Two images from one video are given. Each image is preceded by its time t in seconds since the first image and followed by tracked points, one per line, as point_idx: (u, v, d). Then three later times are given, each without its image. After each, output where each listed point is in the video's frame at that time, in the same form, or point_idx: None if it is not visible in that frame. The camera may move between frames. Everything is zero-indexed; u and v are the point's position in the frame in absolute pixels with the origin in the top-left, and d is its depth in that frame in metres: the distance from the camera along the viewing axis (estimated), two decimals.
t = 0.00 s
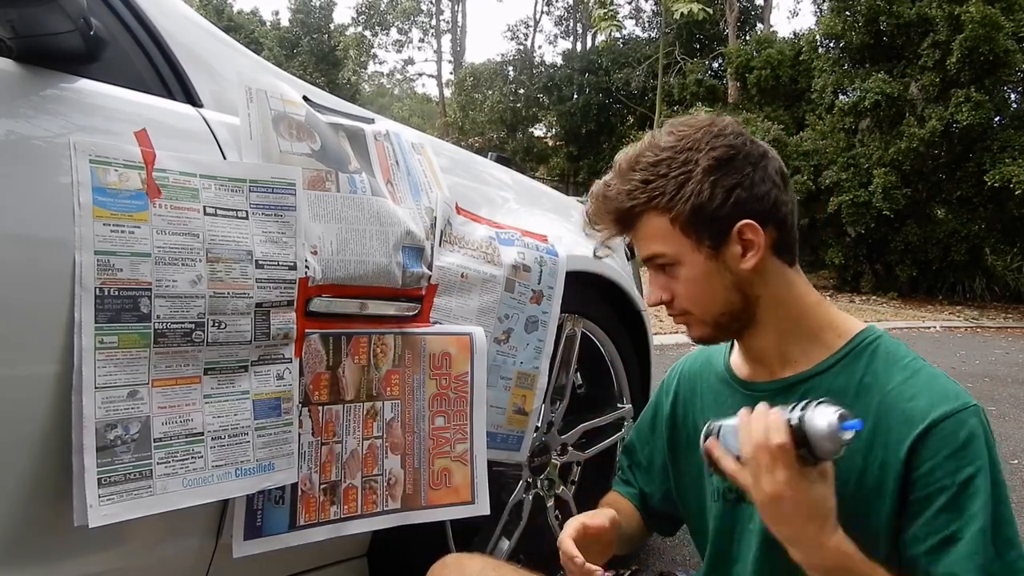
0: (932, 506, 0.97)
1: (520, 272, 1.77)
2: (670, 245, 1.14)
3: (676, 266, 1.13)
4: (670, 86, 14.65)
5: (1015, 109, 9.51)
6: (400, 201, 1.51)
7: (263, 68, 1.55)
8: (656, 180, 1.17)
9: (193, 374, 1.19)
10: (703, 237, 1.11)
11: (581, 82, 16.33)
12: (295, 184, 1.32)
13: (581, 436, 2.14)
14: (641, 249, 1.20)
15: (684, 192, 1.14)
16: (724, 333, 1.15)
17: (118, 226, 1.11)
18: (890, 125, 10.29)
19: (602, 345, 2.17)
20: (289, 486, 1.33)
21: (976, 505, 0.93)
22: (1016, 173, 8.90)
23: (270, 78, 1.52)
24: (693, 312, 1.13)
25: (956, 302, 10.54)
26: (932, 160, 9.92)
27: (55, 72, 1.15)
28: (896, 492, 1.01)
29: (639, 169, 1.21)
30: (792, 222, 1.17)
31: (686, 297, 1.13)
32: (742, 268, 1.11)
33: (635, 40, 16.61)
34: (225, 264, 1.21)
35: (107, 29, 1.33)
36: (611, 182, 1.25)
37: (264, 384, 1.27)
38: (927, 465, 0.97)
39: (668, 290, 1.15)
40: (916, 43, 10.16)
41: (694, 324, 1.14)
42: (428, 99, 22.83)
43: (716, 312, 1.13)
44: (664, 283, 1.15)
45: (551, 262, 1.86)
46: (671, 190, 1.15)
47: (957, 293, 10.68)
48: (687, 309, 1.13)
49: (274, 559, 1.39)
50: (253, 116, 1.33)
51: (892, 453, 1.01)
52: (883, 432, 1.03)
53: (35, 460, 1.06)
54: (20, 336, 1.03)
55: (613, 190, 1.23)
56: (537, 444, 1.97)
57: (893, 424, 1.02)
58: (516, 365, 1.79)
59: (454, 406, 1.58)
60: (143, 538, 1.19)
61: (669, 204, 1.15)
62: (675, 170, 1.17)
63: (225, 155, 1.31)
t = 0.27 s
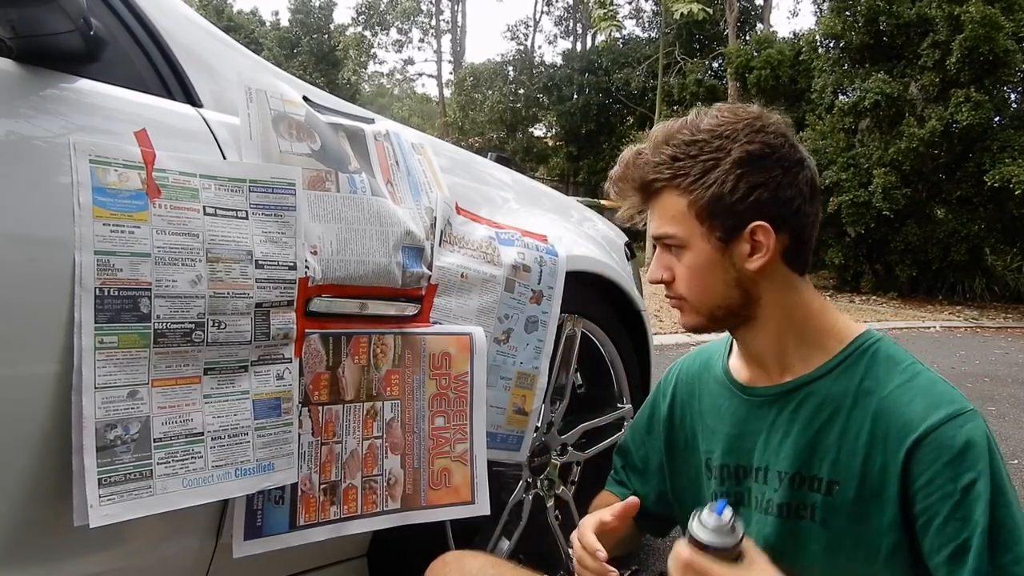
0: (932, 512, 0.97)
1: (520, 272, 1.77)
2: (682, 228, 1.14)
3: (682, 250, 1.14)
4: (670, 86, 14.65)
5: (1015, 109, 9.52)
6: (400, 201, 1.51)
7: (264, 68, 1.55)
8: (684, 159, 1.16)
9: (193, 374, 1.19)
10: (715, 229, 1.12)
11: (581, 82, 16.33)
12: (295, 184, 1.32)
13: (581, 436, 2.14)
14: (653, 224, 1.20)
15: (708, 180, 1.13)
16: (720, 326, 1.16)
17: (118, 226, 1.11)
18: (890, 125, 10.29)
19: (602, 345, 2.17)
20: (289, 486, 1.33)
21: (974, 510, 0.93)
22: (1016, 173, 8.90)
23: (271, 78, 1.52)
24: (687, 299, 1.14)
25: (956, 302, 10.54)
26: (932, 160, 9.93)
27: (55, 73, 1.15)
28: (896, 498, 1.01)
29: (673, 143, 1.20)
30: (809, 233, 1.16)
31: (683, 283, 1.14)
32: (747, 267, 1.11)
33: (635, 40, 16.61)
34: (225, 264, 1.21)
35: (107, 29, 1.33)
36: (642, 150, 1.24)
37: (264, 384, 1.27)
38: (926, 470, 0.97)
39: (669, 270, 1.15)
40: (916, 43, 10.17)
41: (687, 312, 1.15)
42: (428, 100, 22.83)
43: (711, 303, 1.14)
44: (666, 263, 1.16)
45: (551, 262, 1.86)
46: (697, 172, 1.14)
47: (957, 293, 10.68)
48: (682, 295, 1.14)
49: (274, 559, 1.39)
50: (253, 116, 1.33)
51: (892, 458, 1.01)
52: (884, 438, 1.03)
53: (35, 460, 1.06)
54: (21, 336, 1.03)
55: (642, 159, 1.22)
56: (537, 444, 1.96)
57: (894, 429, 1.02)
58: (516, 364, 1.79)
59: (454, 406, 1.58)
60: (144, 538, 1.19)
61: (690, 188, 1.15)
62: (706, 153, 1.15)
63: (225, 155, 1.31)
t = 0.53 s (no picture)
0: (935, 509, 0.97)
1: (520, 273, 1.77)
2: (703, 231, 1.10)
3: (706, 253, 1.09)
4: (670, 86, 14.65)
5: (1015, 109, 9.52)
6: (400, 201, 1.51)
7: (263, 68, 1.55)
8: (693, 161, 1.14)
9: (193, 374, 1.19)
10: (738, 228, 1.09)
11: (582, 82, 16.33)
12: (295, 184, 1.32)
13: (582, 437, 2.14)
14: (660, 235, 1.15)
15: (725, 179, 1.11)
16: (742, 330, 1.12)
17: (118, 226, 1.11)
18: (890, 125, 10.29)
19: (602, 345, 2.17)
20: (289, 486, 1.33)
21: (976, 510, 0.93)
22: (1016, 173, 8.90)
23: (270, 77, 1.52)
24: (715, 305, 1.10)
25: (956, 302, 10.54)
26: (931, 160, 9.93)
27: (55, 72, 1.15)
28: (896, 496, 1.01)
29: (675, 146, 1.17)
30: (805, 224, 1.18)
31: (710, 289, 1.09)
32: (772, 261, 1.10)
33: (635, 40, 16.62)
34: (225, 264, 1.21)
35: (107, 29, 1.32)
36: (638, 161, 1.20)
37: (265, 384, 1.27)
38: (928, 470, 0.97)
39: (691, 280, 1.11)
40: (916, 43, 10.17)
41: (711, 318, 1.11)
42: (428, 99, 22.83)
43: (739, 305, 1.10)
44: (685, 272, 1.11)
45: (551, 262, 1.86)
46: (712, 173, 1.12)
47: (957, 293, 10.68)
48: (709, 302, 1.10)
49: (274, 559, 1.39)
50: (253, 116, 1.33)
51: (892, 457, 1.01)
52: (883, 437, 1.03)
53: (35, 462, 1.06)
54: (21, 336, 1.03)
55: (641, 169, 1.18)
56: (537, 444, 1.97)
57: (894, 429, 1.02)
58: (516, 365, 1.79)
59: (455, 406, 1.58)
60: (143, 538, 1.19)
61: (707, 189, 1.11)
62: (715, 152, 1.14)
63: (225, 155, 1.31)
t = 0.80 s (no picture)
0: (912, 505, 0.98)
1: (520, 273, 1.78)
2: (718, 239, 1.07)
3: (722, 262, 1.07)
4: (670, 86, 14.66)
5: (1015, 109, 9.52)
6: (400, 201, 1.51)
7: (263, 68, 1.55)
8: (702, 167, 1.09)
9: (193, 374, 1.19)
10: (751, 235, 1.08)
11: (582, 82, 16.33)
12: (296, 184, 1.32)
13: (581, 437, 2.14)
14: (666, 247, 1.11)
15: (736, 185, 1.08)
16: (751, 338, 1.11)
17: (118, 226, 1.11)
18: (890, 125, 10.29)
19: (602, 345, 2.17)
20: (289, 486, 1.33)
21: (952, 505, 0.94)
22: (1016, 173, 8.89)
23: (270, 77, 1.52)
24: (729, 315, 1.08)
25: (956, 302, 10.54)
26: (932, 160, 9.93)
27: (55, 73, 1.15)
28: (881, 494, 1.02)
29: (680, 150, 1.11)
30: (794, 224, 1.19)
31: (725, 298, 1.07)
32: (780, 263, 1.10)
33: (635, 40, 16.62)
34: (225, 264, 1.21)
35: (107, 29, 1.32)
36: (639, 167, 1.13)
37: (264, 383, 1.27)
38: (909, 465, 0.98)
39: (706, 292, 1.08)
40: (916, 43, 10.17)
41: (724, 327, 1.10)
42: (428, 100, 22.83)
43: (752, 312, 1.09)
44: (696, 283, 1.09)
45: (551, 262, 1.86)
46: (725, 178, 1.08)
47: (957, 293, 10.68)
48: (722, 311, 1.08)
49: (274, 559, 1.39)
50: (253, 116, 1.34)
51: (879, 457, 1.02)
52: (872, 436, 1.03)
53: (35, 462, 1.06)
54: (22, 334, 1.03)
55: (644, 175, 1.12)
56: (536, 444, 1.96)
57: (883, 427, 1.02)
58: (516, 365, 1.79)
59: (455, 406, 1.58)
60: (142, 537, 1.19)
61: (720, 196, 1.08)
62: (723, 158, 1.10)
63: (225, 156, 1.31)
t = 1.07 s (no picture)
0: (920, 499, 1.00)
1: (520, 272, 1.77)
2: (744, 188, 1.13)
3: (739, 212, 1.12)
4: (670, 86, 14.66)
5: (1015, 109, 9.52)
6: (400, 201, 1.51)
7: (264, 68, 1.55)
8: (748, 125, 1.17)
9: (193, 374, 1.19)
10: (768, 203, 1.15)
11: (581, 81, 16.33)
12: (296, 184, 1.32)
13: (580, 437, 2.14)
14: (696, 176, 1.15)
15: (766, 160, 1.17)
16: (746, 307, 1.13)
17: (118, 226, 1.11)
18: (890, 125, 10.29)
19: (602, 345, 2.17)
20: (289, 486, 1.33)
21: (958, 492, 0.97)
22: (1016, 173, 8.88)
23: (271, 77, 1.52)
24: (730, 270, 1.10)
25: (956, 302, 10.53)
26: (931, 160, 9.93)
27: (55, 73, 1.15)
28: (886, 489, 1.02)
29: (729, 105, 1.20)
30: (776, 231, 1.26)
31: (729, 250, 1.10)
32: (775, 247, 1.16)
33: (635, 40, 16.62)
34: (225, 264, 1.21)
35: (107, 29, 1.32)
36: (688, 98, 1.20)
37: (264, 383, 1.27)
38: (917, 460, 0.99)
39: (714, 243, 1.11)
40: (916, 43, 10.16)
41: (725, 285, 1.11)
42: (428, 100, 22.82)
43: (752, 277, 1.12)
44: (711, 223, 1.12)
45: (551, 262, 1.86)
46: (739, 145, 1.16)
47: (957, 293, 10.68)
48: (723, 264, 1.11)
49: (273, 559, 1.39)
50: (253, 116, 1.33)
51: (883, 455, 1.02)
52: (870, 433, 1.04)
53: (35, 462, 1.06)
54: (22, 333, 1.02)
55: (697, 104, 1.18)
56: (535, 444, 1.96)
57: (882, 423, 1.03)
58: (515, 364, 1.79)
59: (457, 405, 1.57)
60: (141, 536, 1.18)
61: (753, 157, 1.16)
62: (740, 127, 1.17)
63: (225, 156, 1.30)
